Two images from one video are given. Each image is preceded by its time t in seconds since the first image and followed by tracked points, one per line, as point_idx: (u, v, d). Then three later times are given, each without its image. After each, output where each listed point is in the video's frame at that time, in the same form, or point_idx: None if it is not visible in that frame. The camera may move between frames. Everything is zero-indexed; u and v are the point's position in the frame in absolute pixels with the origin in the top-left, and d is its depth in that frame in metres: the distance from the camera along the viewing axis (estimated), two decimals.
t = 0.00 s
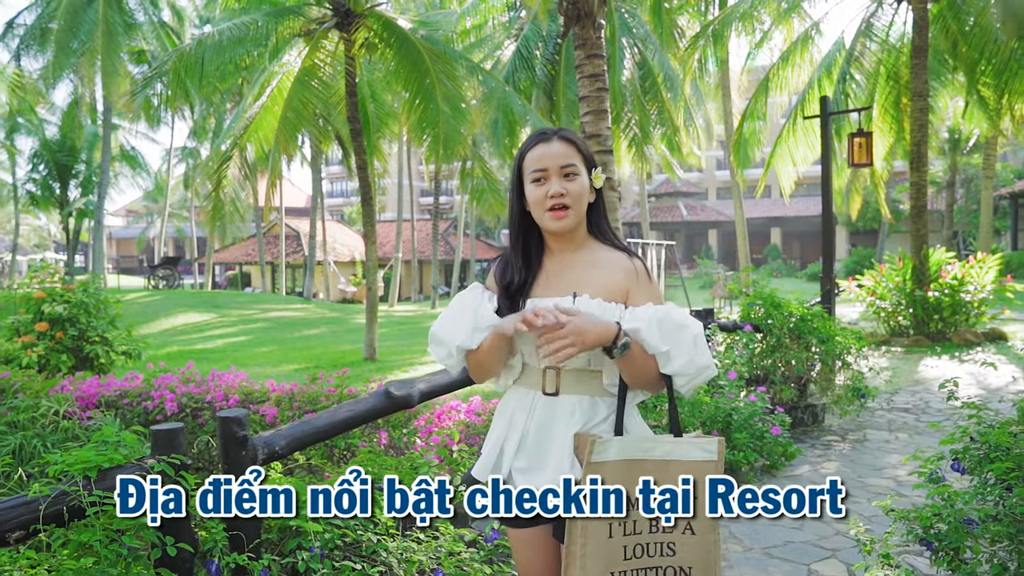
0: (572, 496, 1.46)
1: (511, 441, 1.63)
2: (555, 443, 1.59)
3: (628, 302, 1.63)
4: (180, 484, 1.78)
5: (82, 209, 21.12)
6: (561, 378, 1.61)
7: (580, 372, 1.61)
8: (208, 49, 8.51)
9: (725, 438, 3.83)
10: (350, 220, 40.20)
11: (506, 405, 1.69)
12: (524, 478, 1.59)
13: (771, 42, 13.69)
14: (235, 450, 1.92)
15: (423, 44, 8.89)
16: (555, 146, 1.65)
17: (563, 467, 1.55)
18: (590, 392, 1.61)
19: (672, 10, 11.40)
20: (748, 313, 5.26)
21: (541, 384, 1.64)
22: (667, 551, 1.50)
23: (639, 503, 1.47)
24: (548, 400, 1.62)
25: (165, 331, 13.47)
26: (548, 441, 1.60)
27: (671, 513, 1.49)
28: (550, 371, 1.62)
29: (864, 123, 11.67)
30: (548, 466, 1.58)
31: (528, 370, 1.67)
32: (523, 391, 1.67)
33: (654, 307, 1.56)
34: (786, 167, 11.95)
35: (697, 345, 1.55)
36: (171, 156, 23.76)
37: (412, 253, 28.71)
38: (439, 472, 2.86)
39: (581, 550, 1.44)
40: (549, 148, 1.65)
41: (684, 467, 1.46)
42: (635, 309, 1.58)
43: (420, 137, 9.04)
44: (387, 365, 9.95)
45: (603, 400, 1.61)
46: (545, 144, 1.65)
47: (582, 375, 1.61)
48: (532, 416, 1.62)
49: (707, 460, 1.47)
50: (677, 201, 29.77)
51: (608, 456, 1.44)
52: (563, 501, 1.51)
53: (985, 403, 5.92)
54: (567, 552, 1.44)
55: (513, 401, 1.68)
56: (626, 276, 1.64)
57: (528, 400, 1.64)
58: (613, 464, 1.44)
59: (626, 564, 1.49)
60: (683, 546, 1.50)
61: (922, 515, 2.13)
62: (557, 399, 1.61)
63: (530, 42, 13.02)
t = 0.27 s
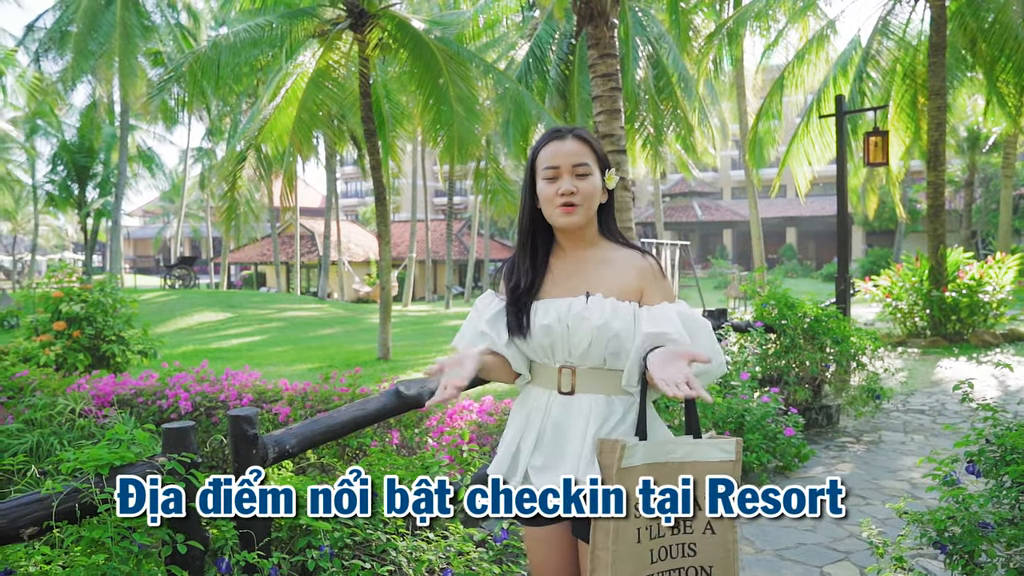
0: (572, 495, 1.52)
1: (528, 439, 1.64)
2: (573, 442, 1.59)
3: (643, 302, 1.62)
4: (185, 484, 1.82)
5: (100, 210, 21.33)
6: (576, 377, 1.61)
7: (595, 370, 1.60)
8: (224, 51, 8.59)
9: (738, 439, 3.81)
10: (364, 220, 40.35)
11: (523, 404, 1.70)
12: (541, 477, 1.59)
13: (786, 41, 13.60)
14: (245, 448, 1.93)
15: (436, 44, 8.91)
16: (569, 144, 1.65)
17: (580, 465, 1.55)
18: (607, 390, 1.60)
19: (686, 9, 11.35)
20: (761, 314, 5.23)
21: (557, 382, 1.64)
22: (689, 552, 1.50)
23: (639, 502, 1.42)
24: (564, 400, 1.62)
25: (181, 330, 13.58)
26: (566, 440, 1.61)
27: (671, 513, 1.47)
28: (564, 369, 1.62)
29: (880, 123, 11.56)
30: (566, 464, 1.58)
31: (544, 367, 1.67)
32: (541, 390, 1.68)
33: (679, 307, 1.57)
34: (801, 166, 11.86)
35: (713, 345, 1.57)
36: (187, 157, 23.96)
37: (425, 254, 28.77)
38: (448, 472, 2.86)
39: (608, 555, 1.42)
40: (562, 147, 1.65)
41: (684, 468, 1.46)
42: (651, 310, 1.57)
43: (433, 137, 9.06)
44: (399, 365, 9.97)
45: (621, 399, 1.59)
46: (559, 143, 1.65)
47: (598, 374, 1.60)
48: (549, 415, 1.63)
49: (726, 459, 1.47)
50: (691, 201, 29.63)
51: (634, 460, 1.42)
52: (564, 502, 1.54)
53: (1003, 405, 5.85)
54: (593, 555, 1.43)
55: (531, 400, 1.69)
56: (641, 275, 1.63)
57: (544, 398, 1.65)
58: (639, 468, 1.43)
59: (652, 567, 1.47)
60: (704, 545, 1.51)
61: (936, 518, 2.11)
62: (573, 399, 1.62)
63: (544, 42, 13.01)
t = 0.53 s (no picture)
0: (572, 495, 1.55)
1: (538, 438, 1.64)
2: (583, 441, 1.60)
3: (648, 301, 1.63)
4: (186, 483, 1.82)
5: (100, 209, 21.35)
6: (585, 376, 1.62)
7: (603, 369, 1.61)
8: (225, 50, 8.62)
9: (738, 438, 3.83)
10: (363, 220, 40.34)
11: (532, 403, 1.70)
12: (551, 476, 1.60)
13: (786, 41, 13.60)
14: (248, 447, 1.94)
15: (436, 44, 8.91)
16: (580, 143, 1.65)
17: (591, 463, 1.56)
18: (615, 389, 1.61)
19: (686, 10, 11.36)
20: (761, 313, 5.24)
21: (565, 381, 1.65)
22: (699, 540, 1.54)
23: (640, 503, 1.43)
24: (573, 399, 1.63)
25: (180, 329, 13.59)
26: (576, 440, 1.61)
27: (670, 514, 1.50)
28: (573, 368, 1.63)
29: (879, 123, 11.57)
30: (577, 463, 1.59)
31: (552, 367, 1.68)
32: (550, 389, 1.69)
33: (683, 307, 1.56)
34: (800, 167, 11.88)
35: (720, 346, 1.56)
36: (187, 156, 23.95)
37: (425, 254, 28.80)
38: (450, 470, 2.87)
39: (622, 553, 1.43)
40: (572, 144, 1.66)
41: (685, 468, 1.47)
42: (657, 309, 1.58)
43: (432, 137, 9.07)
44: (400, 365, 10.00)
45: (628, 398, 1.61)
46: (570, 141, 1.66)
47: (606, 373, 1.61)
48: (559, 414, 1.63)
49: (732, 451, 1.50)
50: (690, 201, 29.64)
51: (645, 458, 1.43)
52: (563, 502, 1.57)
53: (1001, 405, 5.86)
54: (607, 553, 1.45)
55: (540, 399, 1.70)
56: (647, 276, 1.64)
57: (553, 397, 1.66)
58: (650, 465, 1.44)
59: (665, 558, 1.50)
60: (713, 533, 1.55)
61: (936, 516, 2.12)
62: (582, 398, 1.62)
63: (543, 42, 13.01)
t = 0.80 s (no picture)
0: (571, 496, 1.55)
1: (546, 435, 1.64)
2: (591, 439, 1.60)
3: (652, 299, 1.63)
4: (185, 482, 1.81)
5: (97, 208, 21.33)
6: (592, 372, 1.62)
7: (609, 366, 1.61)
8: (223, 50, 8.61)
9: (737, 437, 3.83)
10: (361, 220, 40.28)
11: (540, 400, 1.70)
12: (560, 472, 1.60)
13: (783, 41, 13.60)
14: (249, 445, 1.93)
15: (434, 44, 8.89)
16: (587, 141, 1.65)
17: (602, 461, 1.55)
18: (622, 385, 1.62)
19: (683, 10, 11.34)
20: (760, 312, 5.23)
21: (571, 378, 1.65)
22: (703, 534, 1.54)
23: (639, 503, 1.43)
24: (580, 395, 1.63)
25: (177, 329, 13.56)
26: (584, 437, 1.61)
27: (670, 514, 1.48)
28: (579, 365, 1.63)
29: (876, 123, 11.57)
30: (587, 460, 1.59)
31: (557, 365, 1.68)
32: (555, 386, 1.68)
33: (687, 304, 1.58)
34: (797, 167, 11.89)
35: (723, 341, 1.58)
36: (184, 156, 23.91)
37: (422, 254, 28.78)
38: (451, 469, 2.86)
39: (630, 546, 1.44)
40: (579, 142, 1.65)
41: (686, 467, 1.48)
42: (662, 306, 1.59)
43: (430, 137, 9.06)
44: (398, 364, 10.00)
45: (634, 394, 1.61)
46: (577, 138, 1.66)
47: (612, 370, 1.61)
48: (566, 411, 1.63)
49: (734, 445, 1.50)
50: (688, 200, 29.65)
51: (650, 451, 1.43)
52: (562, 502, 1.58)
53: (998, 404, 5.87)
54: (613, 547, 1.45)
55: (547, 396, 1.69)
56: (651, 273, 1.65)
57: (560, 393, 1.66)
58: (655, 459, 1.44)
59: (671, 552, 1.49)
60: (715, 528, 1.55)
61: (936, 514, 2.12)
62: (590, 395, 1.62)
63: (541, 41, 12.99)
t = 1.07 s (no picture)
0: (572, 495, 1.57)
1: (554, 430, 1.65)
2: (600, 432, 1.60)
3: (661, 295, 1.64)
4: (188, 481, 1.81)
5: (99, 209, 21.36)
6: (602, 368, 1.63)
7: (619, 362, 1.62)
8: (225, 50, 8.62)
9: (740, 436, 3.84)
10: (362, 220, 40.28)
11: (548, 394, 1.70)
12: (570, 467, 1.60)
13: (785, 40, 13.59)
14: (256, 442, 1.94)
15: (436, 44, 8.89)
16: (600, 142, 1.66)
17: (609, 455, 1.55)
18: (632, 380, 1.62)
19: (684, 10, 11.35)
20: (762, 312, 5.23)
21: (581, 372, 1.65)
22: (713, 533, 1.54)
23: (639, 503, 1.45)
24: (589, 389, 1.63)
25: (179, 329, 13.58)
26: (592, 430, 1.62)
27: (670, 514, 1.49)
28: (590, 360, 1.64)
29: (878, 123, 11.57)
30: (594, 453, 1.59)
31: (567, 360, 1.69)
32: (564, 381, 1.69)
33: (695, 301, 1.58)
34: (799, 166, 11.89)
35: (732, 337, 1.58)
36: (186, 156, 23.94)
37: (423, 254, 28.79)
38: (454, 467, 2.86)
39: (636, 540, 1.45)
40: (592, 142, 1.66)
41: (691, 465, 1.48)
42: (671, 302, 1.59)
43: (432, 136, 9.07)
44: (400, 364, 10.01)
45: (642, 389, 1.62)
46: (589, 139, 1.66)
47: (621, 365, 1.62)
48: (575, 405, 1.64)
49: (743, 442, 1.51)
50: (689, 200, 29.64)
51: (657, 446, 1.45)
52: (564, 502, 1.60)
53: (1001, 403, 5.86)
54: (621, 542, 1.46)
55: (556, 390, 1.70)
56: (661, 270, 1.65)
57: (569, 388, 1.66)
58: (662, 454, 1.46)
59: (680, 549, 1.50)
60: (726, 526, 1.55)
61: (940, 511, 2.12)
62: (599, 389, 1.63)
63: (542, 41, 12.99)
